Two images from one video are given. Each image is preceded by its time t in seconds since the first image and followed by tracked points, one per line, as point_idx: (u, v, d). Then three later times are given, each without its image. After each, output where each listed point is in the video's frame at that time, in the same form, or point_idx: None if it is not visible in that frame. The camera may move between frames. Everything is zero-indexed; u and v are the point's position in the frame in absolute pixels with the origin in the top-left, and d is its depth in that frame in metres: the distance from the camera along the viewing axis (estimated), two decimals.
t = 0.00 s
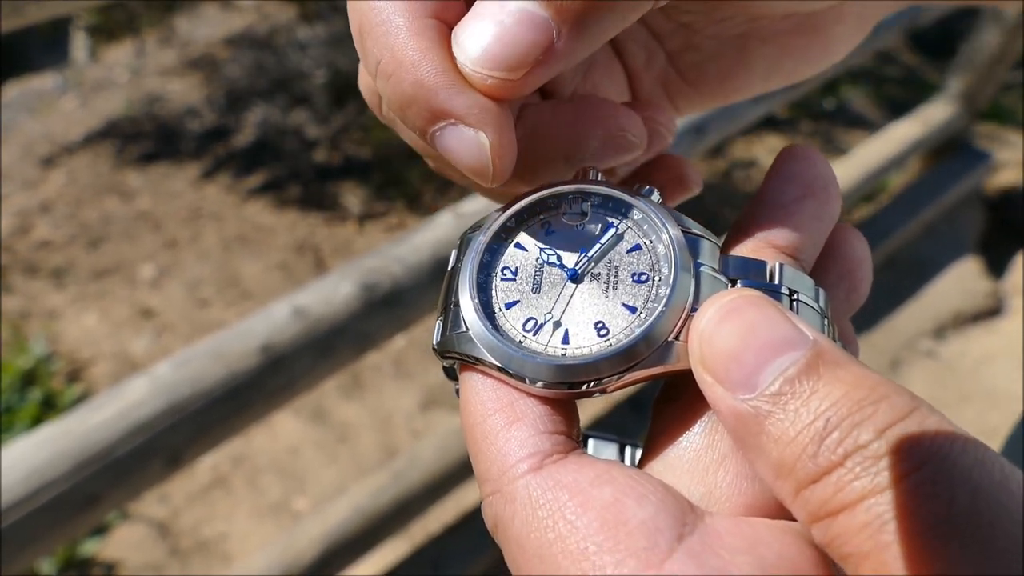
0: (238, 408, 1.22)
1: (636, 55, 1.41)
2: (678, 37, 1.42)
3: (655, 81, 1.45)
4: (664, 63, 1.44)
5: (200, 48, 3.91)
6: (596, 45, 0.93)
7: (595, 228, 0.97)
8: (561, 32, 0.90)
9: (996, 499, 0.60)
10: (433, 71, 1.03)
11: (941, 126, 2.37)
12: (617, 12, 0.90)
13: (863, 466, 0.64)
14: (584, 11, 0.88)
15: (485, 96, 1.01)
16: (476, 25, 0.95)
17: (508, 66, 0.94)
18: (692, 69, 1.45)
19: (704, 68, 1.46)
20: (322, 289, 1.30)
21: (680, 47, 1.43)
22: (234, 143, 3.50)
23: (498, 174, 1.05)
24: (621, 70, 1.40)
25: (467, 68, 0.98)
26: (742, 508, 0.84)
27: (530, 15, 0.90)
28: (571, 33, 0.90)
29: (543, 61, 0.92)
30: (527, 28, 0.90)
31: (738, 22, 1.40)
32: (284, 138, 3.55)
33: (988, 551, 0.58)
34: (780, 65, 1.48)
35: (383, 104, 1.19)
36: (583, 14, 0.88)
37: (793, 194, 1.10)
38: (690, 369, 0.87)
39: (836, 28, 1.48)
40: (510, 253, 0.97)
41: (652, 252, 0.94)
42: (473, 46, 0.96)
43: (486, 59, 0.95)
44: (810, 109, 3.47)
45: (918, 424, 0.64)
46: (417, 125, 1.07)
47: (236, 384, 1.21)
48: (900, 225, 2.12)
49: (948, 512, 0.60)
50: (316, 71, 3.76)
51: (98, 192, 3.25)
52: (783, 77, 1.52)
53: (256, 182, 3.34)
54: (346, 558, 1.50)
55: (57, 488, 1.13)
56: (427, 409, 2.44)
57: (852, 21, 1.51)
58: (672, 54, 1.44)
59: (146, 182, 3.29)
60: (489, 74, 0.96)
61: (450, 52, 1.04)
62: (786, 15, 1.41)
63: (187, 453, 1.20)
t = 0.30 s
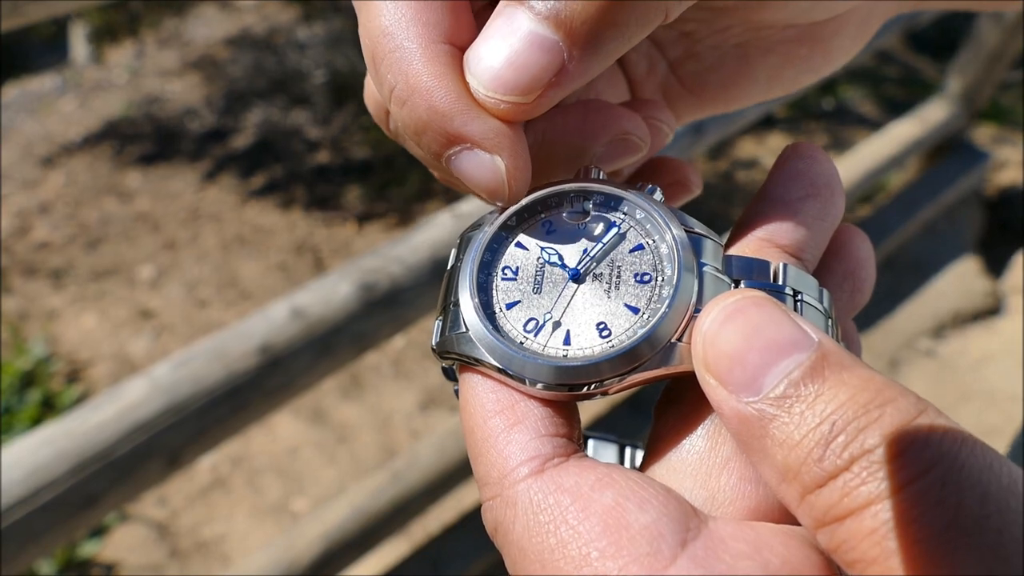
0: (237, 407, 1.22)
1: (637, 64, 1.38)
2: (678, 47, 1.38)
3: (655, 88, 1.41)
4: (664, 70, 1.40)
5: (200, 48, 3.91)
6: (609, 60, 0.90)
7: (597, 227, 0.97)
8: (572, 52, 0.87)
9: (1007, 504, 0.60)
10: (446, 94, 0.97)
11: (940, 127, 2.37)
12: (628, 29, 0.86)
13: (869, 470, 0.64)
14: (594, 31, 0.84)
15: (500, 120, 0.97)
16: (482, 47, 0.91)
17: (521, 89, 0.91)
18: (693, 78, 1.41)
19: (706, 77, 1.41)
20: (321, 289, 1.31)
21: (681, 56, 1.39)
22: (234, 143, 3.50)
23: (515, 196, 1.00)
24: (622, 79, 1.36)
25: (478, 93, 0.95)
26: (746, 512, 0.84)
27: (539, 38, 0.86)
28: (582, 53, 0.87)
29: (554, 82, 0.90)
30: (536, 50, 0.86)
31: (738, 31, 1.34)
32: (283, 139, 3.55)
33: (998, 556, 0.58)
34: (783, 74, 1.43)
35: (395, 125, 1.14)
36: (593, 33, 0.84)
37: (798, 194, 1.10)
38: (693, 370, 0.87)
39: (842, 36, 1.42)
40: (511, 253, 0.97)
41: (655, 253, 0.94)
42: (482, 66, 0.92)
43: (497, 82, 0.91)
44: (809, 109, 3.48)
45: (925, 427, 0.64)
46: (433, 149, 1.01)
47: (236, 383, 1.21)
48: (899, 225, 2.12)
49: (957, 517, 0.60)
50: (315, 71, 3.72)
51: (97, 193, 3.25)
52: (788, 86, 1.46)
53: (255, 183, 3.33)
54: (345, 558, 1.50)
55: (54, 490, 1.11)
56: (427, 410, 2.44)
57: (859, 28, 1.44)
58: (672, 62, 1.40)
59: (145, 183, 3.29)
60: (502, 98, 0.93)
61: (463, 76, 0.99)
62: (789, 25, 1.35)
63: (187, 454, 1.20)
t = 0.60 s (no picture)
0: (234, 409, 1.21)
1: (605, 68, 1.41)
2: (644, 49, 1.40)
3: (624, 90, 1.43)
4: (631, 74, 1.43)
5: (197, 50, 3.90)
6: (540, 70, 0.91)
7: (598, 225, 0.96)
8: (503, 59, 0.88)
9: (1014, 513, 0.60)
10: (378, 104, 1.02)
11: (938, 125, 2.36)
12: (559, 39, 0.88)
13: (875, 476, 0.64)
14: (526, 39, 0.86)
15: (432, 127, 1.00)
16: (418, 51, 0.91)
17: (452, 94, 0.92)
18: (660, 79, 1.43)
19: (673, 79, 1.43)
20: (317, 291, 1.30)
21: (646, 58, 1.41)
22: (231, 145, 3.49)
23: (449, 202, 1.05)
24: (588, 79, 1.39)
25: (411, 96, 0.96)
26: (749, 517, 0.84)
27: (471, 44, 0.87)
28: (513, 61, 0.88)
29: (485, 87, 0.91)
30: (468, 56, 0.88)
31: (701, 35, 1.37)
32: (281, 140, 3.54)
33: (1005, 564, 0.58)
34: (747, 75, 1.45)
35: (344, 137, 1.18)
36: (526, 41, 0.86)
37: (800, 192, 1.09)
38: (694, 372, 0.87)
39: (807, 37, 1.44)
40: (510, 251, 0.96)
41: (657, 252, 0.93)
42: (416, 70, 0.92)
43: (428, 88, 0.93)
44: (807, 109, 3.47)
45: (932, 432, 0.63)
46: (370, 160, 1.06)
47: (232, 386, 1.20)
48: (897, 224, 2.11)
49: (965, 525, 0.60)
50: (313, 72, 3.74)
51: (94, 196, 3.24)
52: (753, 85, 1.49)
53: (253, 184, 3.33)
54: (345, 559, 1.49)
55: (49, 496, 1.10)
56: (425, 411, 2.44)
57: (821, 28, 1.45)
58: (639, 65, 1.42)
59: (142, 185, 3.28)
60: (433, 103, 0.94)
61: (395, 86, 1.03)
62: (751, 28, 1.37)
63: (184, 456, 1.19)
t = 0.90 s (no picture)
0: (230, 413, 1.20)
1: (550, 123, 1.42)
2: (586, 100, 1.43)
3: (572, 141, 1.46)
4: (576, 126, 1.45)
5: (194, 51, 3.88)
6: (499, 126, 0.95)
7: (602, 236, 0.96)
8: (465, 114, 0.91)
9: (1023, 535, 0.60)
10: (360, 194, 0.96)
11: (935, 125, 2.35)
12: (515, 89, 0.93)
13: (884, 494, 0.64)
14: (484, 91, 0.90)
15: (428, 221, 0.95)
16: (378, 118, 0.92)
17: (418, 158, 0.92)
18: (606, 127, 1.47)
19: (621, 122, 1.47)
20: (313, 294, 1.30)
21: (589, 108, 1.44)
22: (228, 146, 3.48)
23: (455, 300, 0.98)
24: (534, 135, 1.41)
25: (376, 166, 0.95)
26: (754, 534, 0.84)
27: (433, 103, 0.90)
28: (475, 115, 0.92)
29: (452, 147, 0.92)
30: (431, 115, 0.90)
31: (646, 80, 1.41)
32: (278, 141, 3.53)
33: None
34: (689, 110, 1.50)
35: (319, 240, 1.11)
36: (484, 93, 0.90)
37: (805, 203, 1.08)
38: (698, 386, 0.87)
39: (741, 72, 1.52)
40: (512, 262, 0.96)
41: (661, 264, 0.93)
42: (378, 140, 0.93)
43: (396, 153, 0.92)
44: (805, 109, 3.47)
45: (941, 450, 0.64)
46: (358, 260, 1.00)
47: (228, 390, 1.19)
48: (895, 225, 2.11)
49: (975, 546, 0.60)
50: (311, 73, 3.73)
51: (91, 198, 3.23)
52: (692, 122, 1.54)
53: (250, 185, 3.32)
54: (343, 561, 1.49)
55: (47, 499, 1.08)
56: (423, 413, 2.43)
57: (751, 65, 1.54)
58: (583, 115, 1.45)
59: (140, 187, 3.27)
60: (403, 168, 0.93)
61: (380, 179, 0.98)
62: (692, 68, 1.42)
63: (180, 460, 1.18)
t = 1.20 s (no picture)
0: (227, 415, 1.20)
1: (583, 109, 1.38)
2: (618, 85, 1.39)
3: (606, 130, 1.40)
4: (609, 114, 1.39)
5: (191, 53, 3.89)
6: (398, 65, 1.01)
7: (586, 252, 0.96)
8: (376, 34, 0.97)
9: (1007, 551, 0.61)
10: (251, 105, 1.03)
11: (931, 125, 2.35)
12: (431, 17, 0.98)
13: (868, 511, 0.64)
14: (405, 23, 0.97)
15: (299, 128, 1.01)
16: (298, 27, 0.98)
17: (327, 64, 0.97)
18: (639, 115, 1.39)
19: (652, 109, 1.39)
20: (310, 296, 1.28)
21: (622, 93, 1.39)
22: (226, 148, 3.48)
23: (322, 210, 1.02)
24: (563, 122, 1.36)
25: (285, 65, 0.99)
26: (741, 550, 0.84)
27: (358, 20, 0.96)
28: (389, 35, 0.97)
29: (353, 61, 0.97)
30: (350, 29, 0.96)
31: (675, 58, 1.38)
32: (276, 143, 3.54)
33: None
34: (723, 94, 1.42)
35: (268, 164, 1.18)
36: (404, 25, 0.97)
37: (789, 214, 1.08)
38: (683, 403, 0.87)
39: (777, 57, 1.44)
40: (497, 278, 0.96)
41: (645, 280, 0.93)
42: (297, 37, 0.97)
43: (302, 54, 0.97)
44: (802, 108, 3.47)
45: (926, 465, 0.64)
46: (251, 164, 1.06)
47: (225, 394, 1.18)
48: (892, 225, 2.10)
49: (960, 562, 0.61)
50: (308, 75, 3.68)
51: (89, 200, 3.23)
52: (737, 117, 1.44)
53: (247, 186, 3.32)
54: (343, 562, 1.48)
55: (45, 501, 1.08)
56: (422, 414, 2.44)
57: (799, 53, 1.46)
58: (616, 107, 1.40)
59: (138, 189, 3.28)
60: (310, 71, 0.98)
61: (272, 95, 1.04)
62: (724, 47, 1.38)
63: (177, 463, 1.18)
